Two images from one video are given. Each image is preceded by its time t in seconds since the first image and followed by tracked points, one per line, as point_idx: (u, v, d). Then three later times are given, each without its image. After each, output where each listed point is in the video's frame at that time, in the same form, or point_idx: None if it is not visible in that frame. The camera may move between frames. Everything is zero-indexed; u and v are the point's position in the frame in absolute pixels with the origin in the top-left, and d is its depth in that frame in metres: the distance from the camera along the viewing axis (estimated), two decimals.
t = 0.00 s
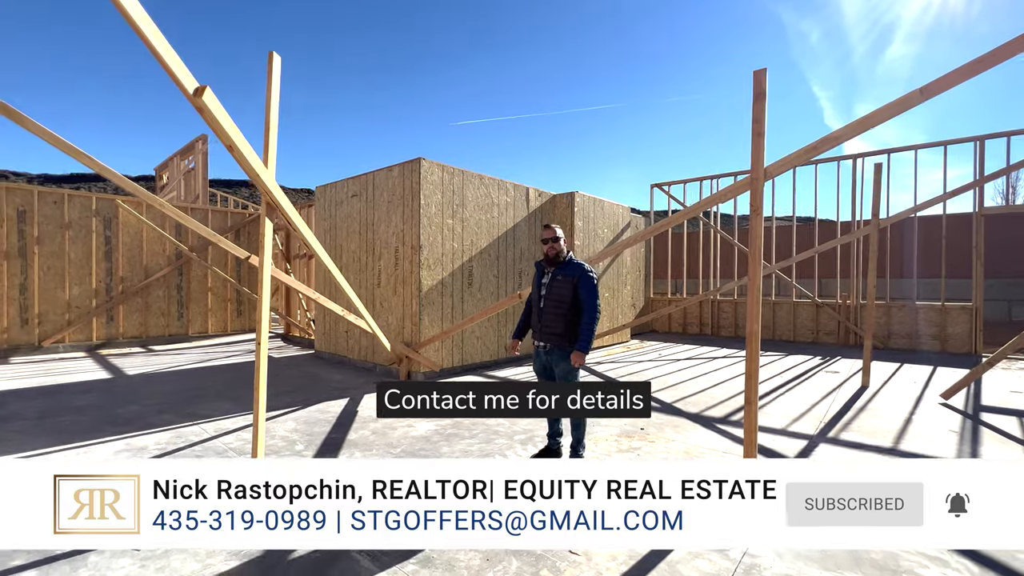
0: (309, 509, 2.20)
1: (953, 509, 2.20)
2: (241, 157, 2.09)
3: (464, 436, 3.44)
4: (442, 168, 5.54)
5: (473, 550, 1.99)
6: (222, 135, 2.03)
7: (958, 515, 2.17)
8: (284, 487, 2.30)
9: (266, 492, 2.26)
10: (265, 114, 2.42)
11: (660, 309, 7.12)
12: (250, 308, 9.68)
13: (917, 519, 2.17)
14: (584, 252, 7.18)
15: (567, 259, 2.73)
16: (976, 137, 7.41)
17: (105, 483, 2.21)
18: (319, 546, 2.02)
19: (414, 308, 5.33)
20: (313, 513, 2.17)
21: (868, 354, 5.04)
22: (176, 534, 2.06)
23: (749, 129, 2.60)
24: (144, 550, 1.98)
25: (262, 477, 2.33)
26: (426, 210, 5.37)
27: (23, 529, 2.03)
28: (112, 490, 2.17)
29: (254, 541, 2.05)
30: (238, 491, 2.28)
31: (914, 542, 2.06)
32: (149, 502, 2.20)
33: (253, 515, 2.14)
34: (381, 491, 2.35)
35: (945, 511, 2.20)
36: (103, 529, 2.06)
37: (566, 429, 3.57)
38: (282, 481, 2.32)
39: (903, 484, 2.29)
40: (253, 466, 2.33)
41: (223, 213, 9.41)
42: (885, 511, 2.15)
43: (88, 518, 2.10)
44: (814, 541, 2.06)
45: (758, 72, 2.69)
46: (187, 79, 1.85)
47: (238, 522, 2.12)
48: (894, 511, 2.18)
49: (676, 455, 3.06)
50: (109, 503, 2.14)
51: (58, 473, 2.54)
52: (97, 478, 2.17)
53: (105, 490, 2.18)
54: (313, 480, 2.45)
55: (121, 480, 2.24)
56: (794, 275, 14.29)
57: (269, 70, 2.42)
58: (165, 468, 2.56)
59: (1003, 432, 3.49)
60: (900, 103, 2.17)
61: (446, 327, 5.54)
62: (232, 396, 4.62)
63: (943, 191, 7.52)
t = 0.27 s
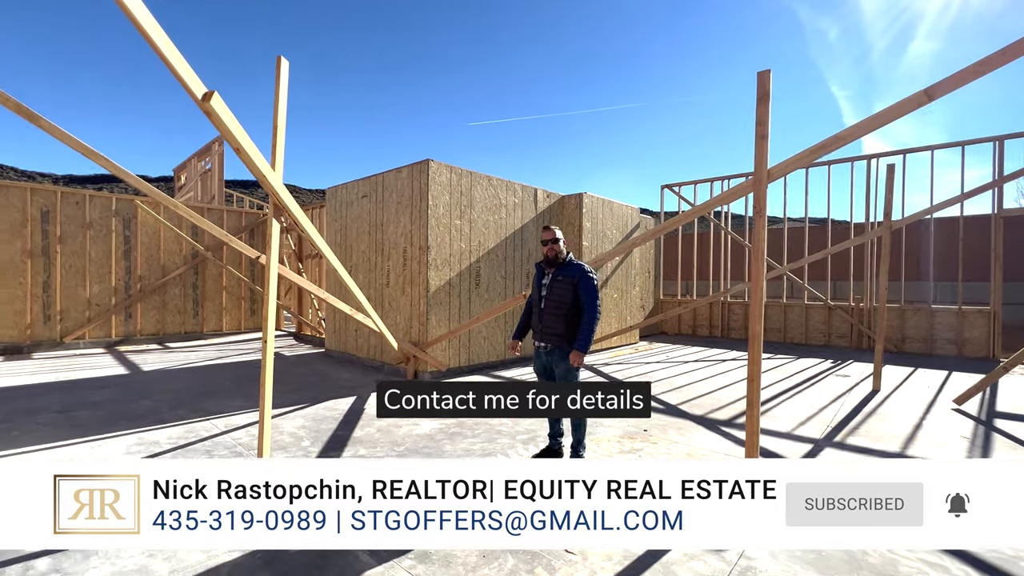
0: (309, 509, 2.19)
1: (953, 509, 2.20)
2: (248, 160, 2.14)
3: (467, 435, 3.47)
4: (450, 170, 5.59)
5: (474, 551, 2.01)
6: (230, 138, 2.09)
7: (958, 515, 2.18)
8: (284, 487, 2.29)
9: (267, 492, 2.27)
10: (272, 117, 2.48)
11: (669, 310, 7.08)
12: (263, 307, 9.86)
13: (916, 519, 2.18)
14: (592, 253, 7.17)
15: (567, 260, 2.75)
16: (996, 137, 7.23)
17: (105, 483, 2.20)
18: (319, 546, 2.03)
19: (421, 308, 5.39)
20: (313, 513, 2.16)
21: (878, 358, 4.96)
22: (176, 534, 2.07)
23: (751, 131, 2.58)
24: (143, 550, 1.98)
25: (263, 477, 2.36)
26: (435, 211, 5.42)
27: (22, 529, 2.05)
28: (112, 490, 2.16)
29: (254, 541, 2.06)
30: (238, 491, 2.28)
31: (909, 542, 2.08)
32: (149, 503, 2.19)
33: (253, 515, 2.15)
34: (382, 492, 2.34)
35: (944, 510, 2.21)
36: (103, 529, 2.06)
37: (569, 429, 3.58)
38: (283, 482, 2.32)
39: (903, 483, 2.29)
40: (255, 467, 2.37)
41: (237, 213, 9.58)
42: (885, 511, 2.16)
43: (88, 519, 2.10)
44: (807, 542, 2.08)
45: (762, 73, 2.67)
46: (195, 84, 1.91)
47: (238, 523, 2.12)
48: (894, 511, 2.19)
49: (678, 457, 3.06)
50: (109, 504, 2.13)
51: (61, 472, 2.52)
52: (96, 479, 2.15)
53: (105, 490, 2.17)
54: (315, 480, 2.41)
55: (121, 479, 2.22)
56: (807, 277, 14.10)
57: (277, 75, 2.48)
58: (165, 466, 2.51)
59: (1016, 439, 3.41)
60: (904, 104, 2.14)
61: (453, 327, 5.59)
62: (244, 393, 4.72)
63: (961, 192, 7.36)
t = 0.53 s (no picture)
0: (309, 509, 2.21)
1: (953, 509, 2.20)
2: (256, 161, 2.19)
3: (471, 432, 3.52)
4: (457, 169, 5.64)
5: (474, 551, 2.01)
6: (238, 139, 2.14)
7: (958, 515, 2.18)
8: (285, 487, 2.30)
9: (266, 492, 2.27)
10: (280, 118, 2.54)
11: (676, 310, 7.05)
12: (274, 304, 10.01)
13: (915, 519, 2.18)
14: (599, 253, 7.17)
15: (568, 259, 2.78)
16: (1013, 136, 7.09)
17: (105, 483, 2.23)
18: (318, 547, 2.03)
19: (428, 307, 5.44)
20: (313, 513, 2.18)
21: (887, 359, 4.90)
22: (176, 534, 2.08)
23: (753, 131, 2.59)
24: (142, 551, 1.99)
25: (262, 477, 2.34)
26: (441, 211, 5.47)
27: (23, 527, 2.05)
28: (113, 490, 2.20)
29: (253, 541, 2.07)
30: (238, 491, 2.29)
31: (909, 541, 2.09)
32: (150, 502, 2.22)
33: (253, 515, 2.16)
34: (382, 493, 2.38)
35: (945, 511, 2.20)
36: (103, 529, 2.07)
37: (572, 427, 3.61)
38: (282, 481, 2.32)
39: (903, 483, 2.29)
40: (253, 467, 2.36)
41: (249, 212, 9.73)
42: (885, 511, 2.16)
43: (89, 518, 2.11)
44: (805, 542, 2.09)
45: (765, 73, 2.67)
46: (204, 87, 1.96)
47: (238, 523, 2.13)
48: (894, 511, 2.19)
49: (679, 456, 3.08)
50: (109, 503, 2.16)
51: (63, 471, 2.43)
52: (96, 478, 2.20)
53: (105, 490, 2.20)
54: (316, 481, 2.39)
55: (121, 480, 2.26)
56: (818, 277, 13.94)
57: (285, 77, 2.53)
58: (164, 467, 2.54)
59: None
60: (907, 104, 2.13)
61: (459, 325, 5.64)
62: (254, 388, 4.82)
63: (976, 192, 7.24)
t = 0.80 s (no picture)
0: (309, 509, 2.25)
1: (953, 509, 2.21)
2: (264, 162, 2.25)
3: (474, 427, 3.57)
4: (462, 169, 5.68)
5: (473, 550, 2.06)
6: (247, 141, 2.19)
7: (958, 515, 2.19)
8: (285, 487, 2.37)
9: (266, 492, 2.34)
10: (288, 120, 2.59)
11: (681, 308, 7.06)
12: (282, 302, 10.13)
13: (916, 519, 2.19)
14: (604, 252, 7.19)
15: (572, 259, 2.82)
16: None
17: (105, 483, 2.30)
18: (318, 546, 2.06)
19: (433, 304, 5.50)
20: (313, 513, 2.21)
21: (892, 358, 4.89)
22: (176, 534, 2.11)
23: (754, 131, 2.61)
24: (149, 543, 2.05)
25: (263, 477, 2.43)
26: (446, 209, 5.52)
27: (24, 528, 2.07)
28: (112, 490, 2.26)
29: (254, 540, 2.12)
30: (238, 491, 2.36)
31: (909, 541, 2.08)
32: (149, 502, 2.27)
33: (253, 515, 2.21)
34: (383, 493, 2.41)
35: (945, 510, 2.22)
36: (103, 528, 2.11)
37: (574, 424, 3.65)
38: (281, 481, 2.40)
39: (903, 484, 2.32)
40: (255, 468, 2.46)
41: (257, 211, 9.84)
42: (885, 511, 2.19)
43: (88, 518, 2.16)
44: (803, 542, 2.08)
45: (766, 73, 2.69)
46: (215, 90, 2.02)
47: (238, 523, 2.18)
48: (894, 511, 2.22)
49: (679, 454, 3.11)
50: (109, 503, 2.22)
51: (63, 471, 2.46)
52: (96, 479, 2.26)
53: (105, 490, 2.26)
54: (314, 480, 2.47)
55: (121, 480, 2.33)
56: (825, 276, 13.87)
57: (293, 79, 2.59)
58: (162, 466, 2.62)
59: None
60: (905, 104, 2.15)
61: (464, 323, 5.69)
62: (262, 384, 4.91)
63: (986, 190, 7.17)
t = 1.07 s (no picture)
0: (309, 509, 2.19)
1: (953, 509, 2.23)
2: (275, 163, 2.31)
3: (479, 423, 3.63)
4: (466, 168, 5.74)
5: (474, 552, 2.05)
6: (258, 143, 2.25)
7: (958, 515, 2.21)
8: (285, 487, 2.27)
9: (266, 492, 2.25)
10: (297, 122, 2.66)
11: (683, 307, 7.10)
12: (288, 299, 10.23)
13: (915, 519, 2.22)
14: (607, 250, 7.23)
15: (577, 257, 2.87)
16: None
17: (105, 483, 2.24)
18: (319, 546, 2.05)
19: (438, 302, 5.56)
20: (313, 513, 2.17)
21: (894, 356, 4.92)
22: (176, 534, 2.08)
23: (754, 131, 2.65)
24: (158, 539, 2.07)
25: (263, 477, 2.30)
26: (451, 208, 5.58)
27: (23, 526, 2.06)
28: (112, 490, 2.20)
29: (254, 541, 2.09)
30: (238, 491, 2.26)
31: (909, 542, 2.13)
32: (149, 503, 2.20)
33: (253, 515, 2.16)
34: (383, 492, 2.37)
35: (946, 510, 2.23)
36: (102, 529, 2.08)
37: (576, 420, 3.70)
38: (282, 481, 2.28)
39: (903, 483, 2.33)
40: (254, 466, 2.32)
41: (263, 210, 9.93)
42: (885, 511, 2.20)
43: (89, 518, 2.14)
44: (812, 541, 2.12)
45: (766, 74, 2.73)
46: (227, 94, 2.09)
47: (238, 522, 2.14)
48: (894, 511, 2.23)
49: (680, 449, 3.16)
50: (108, 503, 2.17)
51: (65, 470, 2.41)
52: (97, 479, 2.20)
53: (105, 490, 2.21)
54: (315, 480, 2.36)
55: (121, 480, 2.26)
56: (828, 274, 13.86)
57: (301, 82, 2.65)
58: (163, 467, 2.52)
59: None
60: (903, 107, 2.18)
61: (469, 320, 5.75)
62: (270, 381, 4.99)
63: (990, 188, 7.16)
